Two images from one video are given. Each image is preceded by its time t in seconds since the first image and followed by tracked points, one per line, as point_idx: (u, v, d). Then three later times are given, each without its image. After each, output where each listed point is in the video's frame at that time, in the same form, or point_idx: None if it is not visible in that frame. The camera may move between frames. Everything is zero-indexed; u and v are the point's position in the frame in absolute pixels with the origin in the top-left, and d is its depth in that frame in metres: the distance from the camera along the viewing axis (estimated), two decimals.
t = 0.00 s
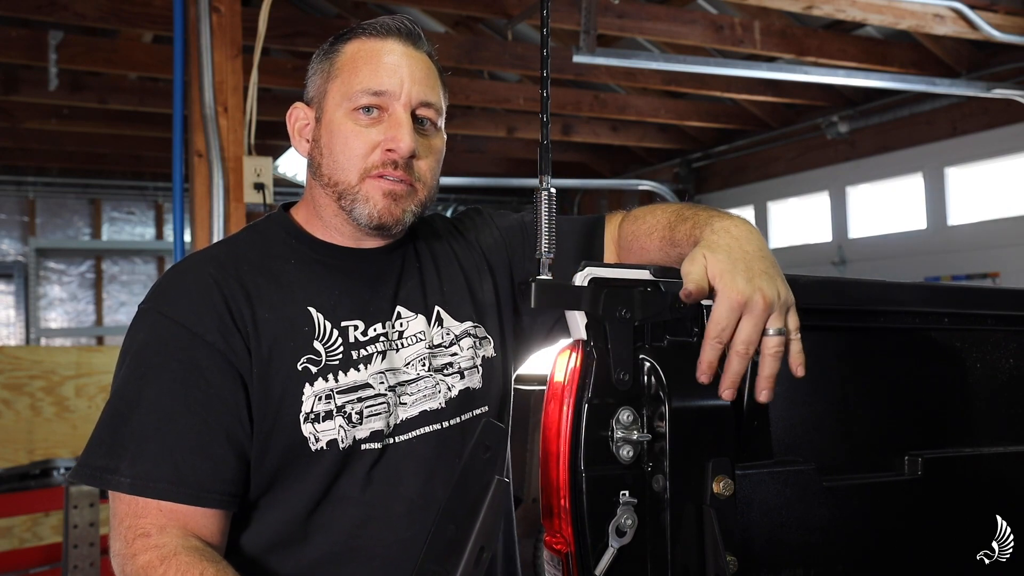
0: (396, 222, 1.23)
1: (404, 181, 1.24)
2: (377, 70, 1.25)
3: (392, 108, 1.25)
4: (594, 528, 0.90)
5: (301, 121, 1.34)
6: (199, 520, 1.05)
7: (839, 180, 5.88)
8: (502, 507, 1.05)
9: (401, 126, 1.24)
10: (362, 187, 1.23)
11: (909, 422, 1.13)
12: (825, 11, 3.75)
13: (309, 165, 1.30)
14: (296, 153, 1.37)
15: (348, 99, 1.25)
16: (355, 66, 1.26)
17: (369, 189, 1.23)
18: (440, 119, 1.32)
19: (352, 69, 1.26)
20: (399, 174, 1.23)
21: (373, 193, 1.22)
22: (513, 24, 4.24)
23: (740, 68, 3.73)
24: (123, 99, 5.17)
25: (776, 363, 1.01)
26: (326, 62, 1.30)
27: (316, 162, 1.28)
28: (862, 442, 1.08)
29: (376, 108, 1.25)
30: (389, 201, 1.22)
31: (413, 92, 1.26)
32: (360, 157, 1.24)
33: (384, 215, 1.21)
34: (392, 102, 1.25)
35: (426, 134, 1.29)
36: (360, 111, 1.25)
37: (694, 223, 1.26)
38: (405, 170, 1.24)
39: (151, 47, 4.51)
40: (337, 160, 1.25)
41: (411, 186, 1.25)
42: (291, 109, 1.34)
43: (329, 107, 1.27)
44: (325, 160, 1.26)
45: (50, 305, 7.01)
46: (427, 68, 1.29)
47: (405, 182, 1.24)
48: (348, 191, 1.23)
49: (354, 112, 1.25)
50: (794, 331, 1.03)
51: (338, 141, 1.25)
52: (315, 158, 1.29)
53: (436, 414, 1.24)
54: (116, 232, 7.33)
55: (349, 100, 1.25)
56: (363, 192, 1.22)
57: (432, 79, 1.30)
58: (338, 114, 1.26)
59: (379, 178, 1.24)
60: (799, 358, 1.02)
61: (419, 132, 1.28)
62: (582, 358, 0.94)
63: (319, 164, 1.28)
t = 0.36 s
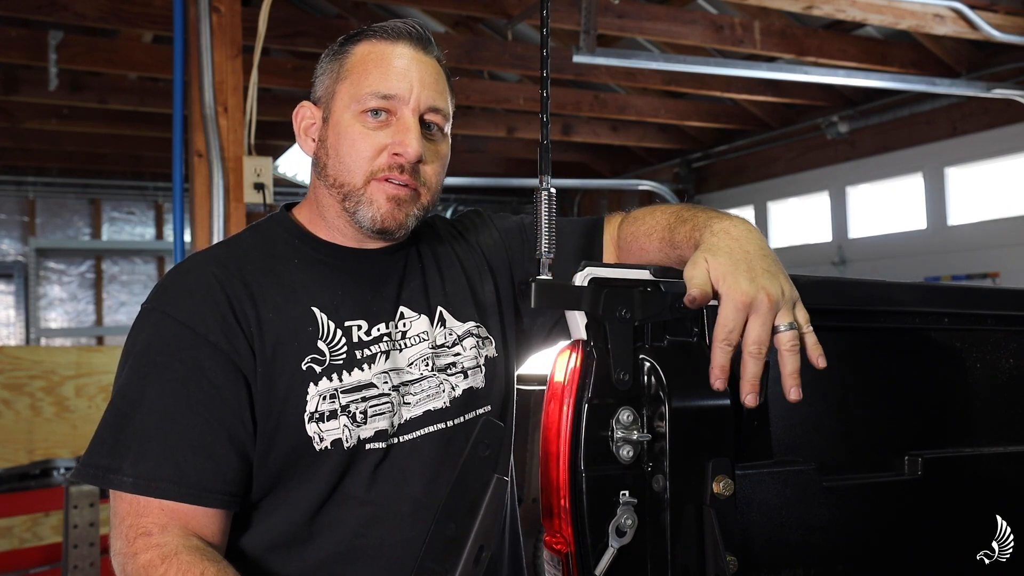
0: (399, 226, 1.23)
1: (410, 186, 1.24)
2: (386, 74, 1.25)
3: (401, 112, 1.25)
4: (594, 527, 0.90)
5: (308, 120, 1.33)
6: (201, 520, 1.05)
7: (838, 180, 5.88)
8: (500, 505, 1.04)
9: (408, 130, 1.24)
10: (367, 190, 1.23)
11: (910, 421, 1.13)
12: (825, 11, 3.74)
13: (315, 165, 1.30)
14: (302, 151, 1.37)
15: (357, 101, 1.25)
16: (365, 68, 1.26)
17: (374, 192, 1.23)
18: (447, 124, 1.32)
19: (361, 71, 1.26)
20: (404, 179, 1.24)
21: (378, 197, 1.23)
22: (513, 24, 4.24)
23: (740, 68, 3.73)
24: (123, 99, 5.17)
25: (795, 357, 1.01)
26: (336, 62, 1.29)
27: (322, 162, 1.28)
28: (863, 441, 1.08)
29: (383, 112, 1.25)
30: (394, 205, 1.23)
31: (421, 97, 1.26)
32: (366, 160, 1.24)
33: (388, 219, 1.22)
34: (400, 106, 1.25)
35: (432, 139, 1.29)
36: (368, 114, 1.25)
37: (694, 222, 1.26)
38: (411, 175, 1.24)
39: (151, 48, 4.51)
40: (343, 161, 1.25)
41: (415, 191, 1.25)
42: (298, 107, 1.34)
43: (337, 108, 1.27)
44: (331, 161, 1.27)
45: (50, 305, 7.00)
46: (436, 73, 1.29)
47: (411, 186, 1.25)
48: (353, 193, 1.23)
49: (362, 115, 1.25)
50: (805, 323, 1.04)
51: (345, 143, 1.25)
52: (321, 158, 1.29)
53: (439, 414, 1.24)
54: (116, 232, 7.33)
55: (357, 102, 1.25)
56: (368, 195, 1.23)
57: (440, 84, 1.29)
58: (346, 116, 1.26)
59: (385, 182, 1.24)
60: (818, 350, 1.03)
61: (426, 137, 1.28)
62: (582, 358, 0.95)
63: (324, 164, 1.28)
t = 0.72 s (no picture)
0: (404, 234, 1.24)
1: (416, 194, 1.24)
2: (395, 80, 1.25)
3: (409, 119, 1.25)
4: (594, 527, 0.90)
5: (314, 121, 1.33)
6: (202, 521, 1.05)
7: (838, 180, 5.88)
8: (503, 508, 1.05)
9: (416, 138, 1.24)
10: (374, 196, 1.23)
11: (910, 422, 1.13)
12: (825, 11, 3.74)
13: (320, 167, 1.30)
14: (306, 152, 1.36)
15: (365, 106, 1.25)
16: (374, 74, 1.25)
17: (380, 199, 1.23)
18: (454, 131, 1.32)
19: (371, 77, 1.25)
20: (410, 186, 1.24)
21: (384, 204, 1.23)
22: (513, 24, 4.24)
23: (740, 68, 3.73)
24: (123, 98, 5.17)
25: (808, 358, 0.99)
26: (345, 64, 1.29)
27: (328, 165, 1.28)
28: (862, 441, 1.08)
29: (392, 118, 1.25)
30: (399, 213, 1.23)
31: (430, 105, 1.26)
32: (373, 166, 1.24)
33: (393, 227, 1.22)
34: (409, 113, 1.25)
35: (439, 146, 1.29)
36: (376, 120, 1.25)
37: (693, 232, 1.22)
38: (417, 182, 1.24)
39: (151, 48, 4.51)
40: (349, 166, 1.25)
41: (421, 200, 1.25)
42: (304, 107, 1.34)
43: (345, 112, 1.27)
44: (337, 165, 1.27)
45: (50, 305, 7.00)
46: (444, 80, 1.29)
47: (416, 194, 1.25)
48: (359, 198, 1.23)
49: (370, 121, 1.25)
50: (813, 322, 1.02)
51: (352, 148, 1.25)
52: (326, 161, 1.29)
53: (440, 415, 1.24)
54: (116, 232, 7.33)
55: (366, 107, 1.25)
56: (373, 201, 1.23)
57: (449, 91, 1.29)
58: (354, 120, 1.25)
59: (391, 188, 1.24)
60: (833, 345, 1.01)
61: (433, 144, 1.28)
62: (582, 359, 0.95)
63: (330, 167, 1.28)
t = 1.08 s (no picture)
0: (403, 232, 1.23)
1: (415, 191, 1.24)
2: (392, 78, 1.25)
3: (406, 116, 1.25)
4: (594, 527, 0.90)
5: (313, 121, 1.33)
6: (203, 521, 1.05)
7: (838, 180, 5.88)
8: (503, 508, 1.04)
9: (414, 135, 1.24)
10: (373, 194, 1.23)
11: (909, 422, 1.13)
12: (825, 11, 3.74)
13: (320, 167, 1.30)
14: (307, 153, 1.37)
15: (363, 105, 1.25)
16: (371, 72, 1.25)
17: (379, 196, 1.23)
18: (452, 128, 1.32)
19: (368, 75, 1.25)
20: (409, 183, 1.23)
21: (383, 201, 1.23)
22: (513, 24, 4.24)
23: (740, 68, 3.73)
24: (123, 98, 5.17)
25: (807, 347, 0.97)
26: (343, 64, 1.29)
27: (327, 165, 1.28)
28: (862, 442, 1.08)
29: (389, 116, 1.25)
30: (399, 210, 1.23)
31: (427, 101, 1.26)
32: (371, 164, 1.23)
33: (392, 224, 1.22)
34: (406, 110, 1.25)
35: (438, 143, 1.29)
36: (374, 118, 1.24)
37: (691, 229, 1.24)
38: (416, 179, 1.24)
39: (151, 48, 4.51)
40: (348, 165, 1.25)
41: (420, 197, 1.25)
42: (304, 108, 1.34)
43: (343, 111, 1.27)
44: (336, 164, 1.26)
45: (50, 305, 7.00)
46: (441, 76, 1.29)
47: (416, 191, 1.25)
48: (359, 197, 1.23)
49: (367, 119, 1.25)
50: (810, 315, 1.01)
51: (351, 146, 1.25)
52: (326, 161, 1.29)
53: (441, 415, 1.24)
54: (116, 232, 7.33)
55: (363, 106, 1.25)
56: (373, 199, 1.23)
57: (446, 88, 1.29)
58: (352, 119, 1.25)
59: (390, 186, 1.24)
60: (831, 339, 0.99)
61: (432, 141, 1.28)
62: (582, 359, 0.95)
63: (330, 167, 1.28)
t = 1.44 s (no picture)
0: (404, 231, 1.23)
1: (415, 190, 1.24)
2: (391, 77, 1.24)
3: (406, 115, 1.25)
4: (594, 527, 0.90)
5: (315, 121, 1.33)
6: (206, 520, 1.05)
7: (838, 180, 5.88)
8: (503, 509, 1.05)
9: (413, 134, 1.23)
10: (373, 194, 1.23)
11: (910, 422, 1.13)
12: (825, 11, 3.74)
13: (321, 167, 1.30)
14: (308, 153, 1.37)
15: (362, 104, 1.25)
16: (370, 71, 1.25)
17: (379, 196, 1.23)
18: (453, 126, 1.31)
19: (367, 74, 1.25)
20: (409, 182, 1.23)
21: (383, 201, 1.23)
22: (513, 24, 4.24)
23: (740, 68, 3.73)
24: (124, 98, 5.17)
25: (831, 348, 0.98)
26: (343, 64, 1.29)
27: (328, 165, 1.28)
28: (864, 442, 1.09)
29: (389, 115, 1.25)
30: (398, 209, 1.23)
31: (426, 100, 1.25)
32: (371, 163, 1.23)
33: (392, 223, 1.22)
34: (406, 108, 1.24)
35: (438, 142, 1.28)
36: (374, 117, 1.24)
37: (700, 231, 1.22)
38: (415, 178, 1.24)
39: (151, 48, 4.51)
40: (347, 164, 1.25)
41: (420, 196, 1.25)
42: (305, 108, 1.34)
43: (343, 111, 1.27)
44: (337, 164, 1.27)
45: (50, 305, 7.00)
46: (440, 74, 1.28)
47: (415, 190, 1.24)
48: (358, 197, 1.23)
49: (367, 119, 1.24)
50: (828, 313, 1.02)
51: (350, 145, 1.24)
52: (326, 161, 1.29)
53: (445, 415, 1.24)
54: (116, 232, 7.33)
55: (362, 105, 1.24)
56: (372, 198, 1.23)
57: (446, 86, 1.29)
58: (352, 118, 1.25)
59: (389, 185, 1.24)
60: (853, 330, 1.01)
61: (432, 140, 1.28)
62: (582, 359, 0.95)
63: (330, 167, 1.28)
